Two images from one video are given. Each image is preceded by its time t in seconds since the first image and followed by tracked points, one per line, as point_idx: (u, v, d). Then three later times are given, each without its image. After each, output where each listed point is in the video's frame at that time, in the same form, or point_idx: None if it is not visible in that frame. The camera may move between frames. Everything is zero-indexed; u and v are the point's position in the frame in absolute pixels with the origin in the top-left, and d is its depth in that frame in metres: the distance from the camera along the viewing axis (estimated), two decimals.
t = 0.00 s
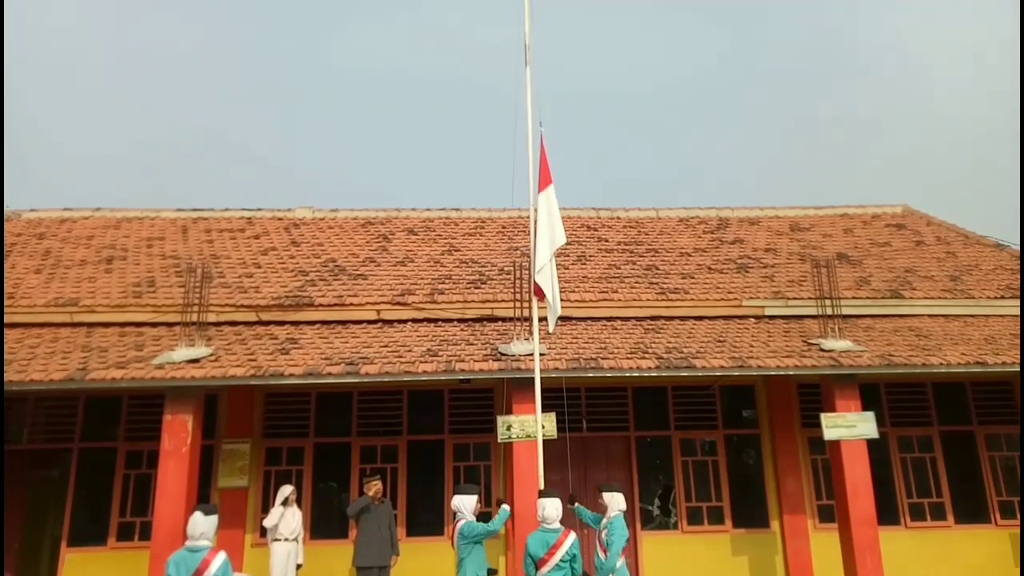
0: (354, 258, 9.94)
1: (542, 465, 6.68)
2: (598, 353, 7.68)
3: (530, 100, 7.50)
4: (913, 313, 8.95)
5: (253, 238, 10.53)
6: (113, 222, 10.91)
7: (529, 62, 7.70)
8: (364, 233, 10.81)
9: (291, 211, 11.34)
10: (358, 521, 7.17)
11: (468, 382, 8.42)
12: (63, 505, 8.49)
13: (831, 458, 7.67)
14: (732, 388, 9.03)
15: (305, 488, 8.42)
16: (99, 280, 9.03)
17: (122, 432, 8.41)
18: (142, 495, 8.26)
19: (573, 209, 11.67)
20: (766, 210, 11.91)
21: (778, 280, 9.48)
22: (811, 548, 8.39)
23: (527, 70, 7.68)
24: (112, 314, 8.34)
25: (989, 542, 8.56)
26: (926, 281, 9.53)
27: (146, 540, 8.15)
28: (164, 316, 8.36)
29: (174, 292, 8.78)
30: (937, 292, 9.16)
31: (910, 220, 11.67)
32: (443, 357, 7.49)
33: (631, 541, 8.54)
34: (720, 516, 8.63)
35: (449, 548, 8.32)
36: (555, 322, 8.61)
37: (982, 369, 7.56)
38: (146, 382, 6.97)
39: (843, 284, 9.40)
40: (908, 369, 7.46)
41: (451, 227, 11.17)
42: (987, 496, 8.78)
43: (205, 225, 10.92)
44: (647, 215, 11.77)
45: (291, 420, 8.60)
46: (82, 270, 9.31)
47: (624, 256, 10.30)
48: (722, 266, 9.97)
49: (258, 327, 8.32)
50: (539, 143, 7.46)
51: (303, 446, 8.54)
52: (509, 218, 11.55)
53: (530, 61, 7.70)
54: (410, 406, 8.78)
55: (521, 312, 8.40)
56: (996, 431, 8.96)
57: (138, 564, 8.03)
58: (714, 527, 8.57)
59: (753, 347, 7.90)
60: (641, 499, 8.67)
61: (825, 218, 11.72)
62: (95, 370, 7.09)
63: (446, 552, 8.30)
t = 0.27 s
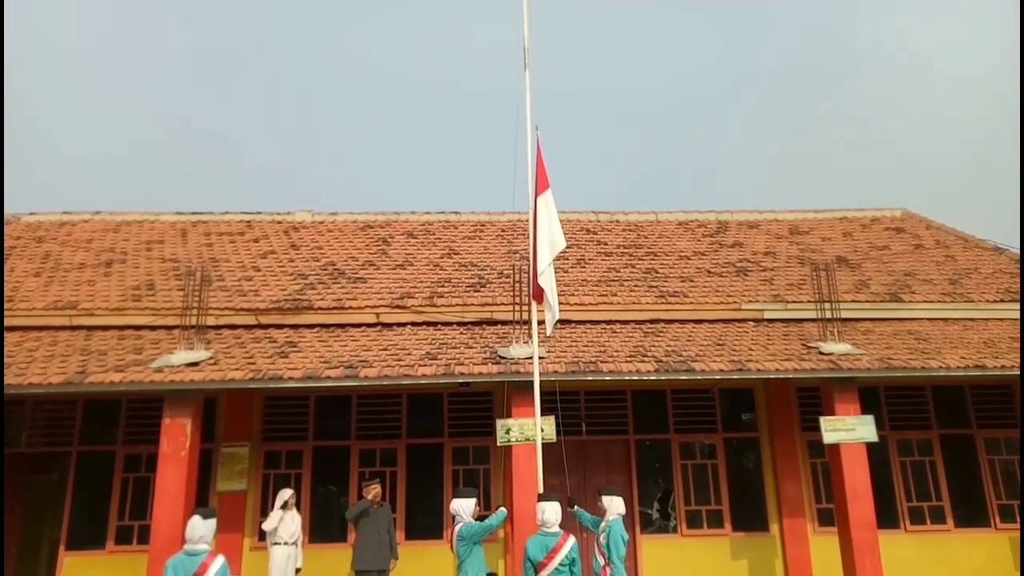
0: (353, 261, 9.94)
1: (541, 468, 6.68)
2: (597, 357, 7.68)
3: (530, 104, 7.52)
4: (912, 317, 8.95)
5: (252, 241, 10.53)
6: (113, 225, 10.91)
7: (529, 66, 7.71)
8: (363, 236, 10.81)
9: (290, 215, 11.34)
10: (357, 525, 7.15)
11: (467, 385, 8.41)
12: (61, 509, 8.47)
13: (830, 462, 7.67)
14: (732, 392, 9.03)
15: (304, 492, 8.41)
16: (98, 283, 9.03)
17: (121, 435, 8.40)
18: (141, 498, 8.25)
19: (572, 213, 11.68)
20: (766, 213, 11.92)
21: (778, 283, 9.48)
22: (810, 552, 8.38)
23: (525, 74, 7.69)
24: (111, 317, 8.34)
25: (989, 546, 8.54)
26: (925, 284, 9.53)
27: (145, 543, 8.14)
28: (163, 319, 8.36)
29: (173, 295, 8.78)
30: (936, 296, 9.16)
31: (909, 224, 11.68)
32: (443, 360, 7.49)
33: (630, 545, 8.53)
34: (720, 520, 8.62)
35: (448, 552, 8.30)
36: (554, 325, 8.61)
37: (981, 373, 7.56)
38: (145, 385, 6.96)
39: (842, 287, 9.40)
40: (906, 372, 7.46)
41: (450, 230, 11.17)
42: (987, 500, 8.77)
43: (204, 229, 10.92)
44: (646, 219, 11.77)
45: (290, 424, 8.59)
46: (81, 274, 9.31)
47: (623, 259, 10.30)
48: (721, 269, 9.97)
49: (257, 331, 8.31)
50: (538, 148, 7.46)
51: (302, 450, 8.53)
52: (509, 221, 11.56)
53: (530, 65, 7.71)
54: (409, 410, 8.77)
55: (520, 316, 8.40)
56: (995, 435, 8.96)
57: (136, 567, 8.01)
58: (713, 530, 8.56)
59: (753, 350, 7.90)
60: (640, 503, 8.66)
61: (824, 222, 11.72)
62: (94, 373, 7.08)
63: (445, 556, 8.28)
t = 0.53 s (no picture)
0: (353, 263, 9.94)
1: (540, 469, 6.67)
2: (597, 358, 7.68)
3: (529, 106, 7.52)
4: (912, 319, 8.95)
5: (252, 243, 10.53)
6: (112, 227, 10.91)
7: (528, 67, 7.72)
8: (362, 238, 10.81)
9: (290, 216, 11.34)
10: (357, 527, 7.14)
11: (467, 387, 8.41)
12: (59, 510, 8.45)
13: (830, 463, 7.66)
14: (731, 394, 9.03)
15: (303, 494, 8.40)
16: (98, 285, 9.03)
17: (120, 437, 8.39)
18: (140, 500, 8.24)
19: (571, 214, 11.68)
20: (765, 215, 11.92)
21: (777, 285, 9.48)
22: (810, 554, 8.38)
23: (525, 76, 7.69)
24: (110, 318, 8.34)
25: (989, 548, 8.54)
26: (925, 286, 9.53)
27: (144, 545, 8.13)
28: (162, 321, 8.35)
29: (172, 297, 8.77)
30: (935, 297, 9.17)
31: (908, 225, 11.68)
32: (442, 362, 7.48)
33: (630, 547, 8.52)
34: (719, 522, 8.61)
35: (448, 554, 8.29)
36: (554, 327, 8.61)
37: (981, 374, 7.56)
38: (144, 387, 6.96)
39: (841, 289, 9.40)
40: (906, 374, 7.46)
41: (450, 232, 11.17)
42: (987, 502, 8.77)
43: (204, 230, 10.92)
44: (646, 220, 11.78)
45: (289, 425, 8.59)
46: (80, 275, 9.30)
47: (622, 261, 10.30)
48: (721, 271, 9.97)
49: (257, 332, 8.31)
50: (537, 150, 7.48)
51: (301, 451, 8.52)
52: (508, 223, 11.56)
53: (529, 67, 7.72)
54: (409, 412, 8.77)
55: (519, 318, 8.39)
56: (994, 437, 8.96)
57: (135, 569, 8.00)
58: (713, 532, 8.55)
59: (752, 352, 7.89)
60: (640, 504, 8.65)
61: (824, 224, 11.73)
62: (93, 375, 7.08)
63: (444, 558, 8.28)
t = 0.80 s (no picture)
0: (352, 263, 9.93)
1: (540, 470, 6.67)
2: (596, 359, 7.68)
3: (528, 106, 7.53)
4: (912, 319, 8.95)
5: (251, 243, 10.53)
6: (111, 227, 10.90)
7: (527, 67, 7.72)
8: (362, 238, 10.80)
9: (289, 216, 11.33)
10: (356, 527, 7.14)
11: (466, 387, 8.41)
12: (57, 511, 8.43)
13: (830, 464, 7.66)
14: (730, 394, 9.03)
15: (302, 494, 8.39)
16: (97, 285, 9.02)
17: (119, 437, 8.39)
18: (140, 500, 8.24)
19: (571, 215, 11.68)
20: (765, 216, 11.93)
21: (777, 285, 9.48)
22: (809, 554, 8.38)
23: (524, 76, 7.69)
24: (109, 319, 8.33)
25: (988, 549, 8.53)
26: (924, 286, 9.54)
27: (143, 546, 8.12)
28: (162, 321, 8.35)
29: (172, 297, 8.76)
30: (935, 298, 9.17)
31: (908, 226, 11.68)
32: (442, 362, 7.48)
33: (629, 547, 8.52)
34: (719, 522, 8.61)
35: (447, 554, 8.29)
36: (553, 327, 8.61)
37: (980, 375, 7.56)
38: (143, 387, 6.95)
39: (841, 289, 9.40)
40: (905, 375, 7.46)
41: (449, 232, 11.17)
42: (986, 503, 8.77)
43: (203, 230, 10.91)
44: (646, 221, 11.77)
45: (289, 425, 8.58)
46: (79, 275, 9.30)
47: (622, 261, 10.30)
48: (720, 271, 9.97)
49: (256, 333, 8.30)
50: (537, 150, 7.48)
51: (300, 452, 8.52)
52: (508, 223, 11.56)
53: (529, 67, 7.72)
54: (408, 412, 8.76)
55: (519, 318, 8.39)
56: (994, 437, 8.96)
57: (134, 570, 8.00)
58: (712, 533, 8.55)
59: (752, 352, 7.89)
60: (639, 505, 8.65)
61: (823, 224, 11.73)
62: (92, 375, 7.07)
63: (443, 558, 8.27)
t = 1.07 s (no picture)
0: (351, 265, 9.93)
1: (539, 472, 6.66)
2: (595, 361, 7.68)
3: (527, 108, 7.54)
4: (910, 321, 8.96)
5: (250, 245, 10.53)
6: (110, 229, 10.90)
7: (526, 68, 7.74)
8: (361, 240, 10.80)
9: (288, 219, 11.33)
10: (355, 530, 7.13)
11: (465, 389, 8.41)
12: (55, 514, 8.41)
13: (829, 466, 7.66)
14: (729, 396, 9.03)
15: (301, 497, 8.38)
16: (96, 287, 9.01)
17: (117, 440, 8.38)
18: (138, 503, 8.22)
19: (570, 217, 11.69)
20: (763, 218, 11.94)
21: (775, 288, 9.49)
22: (809, 557, 8.37)
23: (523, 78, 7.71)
24: (108, 321, 8.32)
25: (987, 551, 8.53)
26: (923, 289, 9.55)
27: (141, 548, 8.11)
28: (160, 323, 8.34)
29: (171, 299, 8.76)
30: (934, 300, 9.17)
31: (906, 228, 11.70)
32: (440, 365, 7.48)
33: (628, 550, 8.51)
34: (718, 525, 8.60)
35: (446, 556, 8.28)
36: (552, 329, 8.61)
37: (979, 377, 7.56)
38: (141, 389, 6.95)
39: (839, 291, 9.41)
40: (904, 377, 7.47)
41: (448, 234, 11.17)
42: (985, 505, 8.77)
43: (202, 233, 10.91)
44: (645, 223, 11.79)
45: (288, 428, 8.57)
46: (78, 277, 9.29)
47: (621, 263, 10.31)
48: (719, 273, 9.98)
49: (255, 335, 8.30)
50: (536, 151, 7.50)
51: (299, 454, 8.51)
52: (507, 225, 11.56)
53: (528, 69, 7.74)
54: (407, 414, 8.75)
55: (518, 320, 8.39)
56: (993, 439, 8.96)
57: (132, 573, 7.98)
58: (711, 535, 8.54)
59: (750, 355, 7.90)
60: (638, 507, 8.64)
61: (822, 227, 11.74)
62: (90, 377, 7.06)
63: (442, 560, 8.26)
